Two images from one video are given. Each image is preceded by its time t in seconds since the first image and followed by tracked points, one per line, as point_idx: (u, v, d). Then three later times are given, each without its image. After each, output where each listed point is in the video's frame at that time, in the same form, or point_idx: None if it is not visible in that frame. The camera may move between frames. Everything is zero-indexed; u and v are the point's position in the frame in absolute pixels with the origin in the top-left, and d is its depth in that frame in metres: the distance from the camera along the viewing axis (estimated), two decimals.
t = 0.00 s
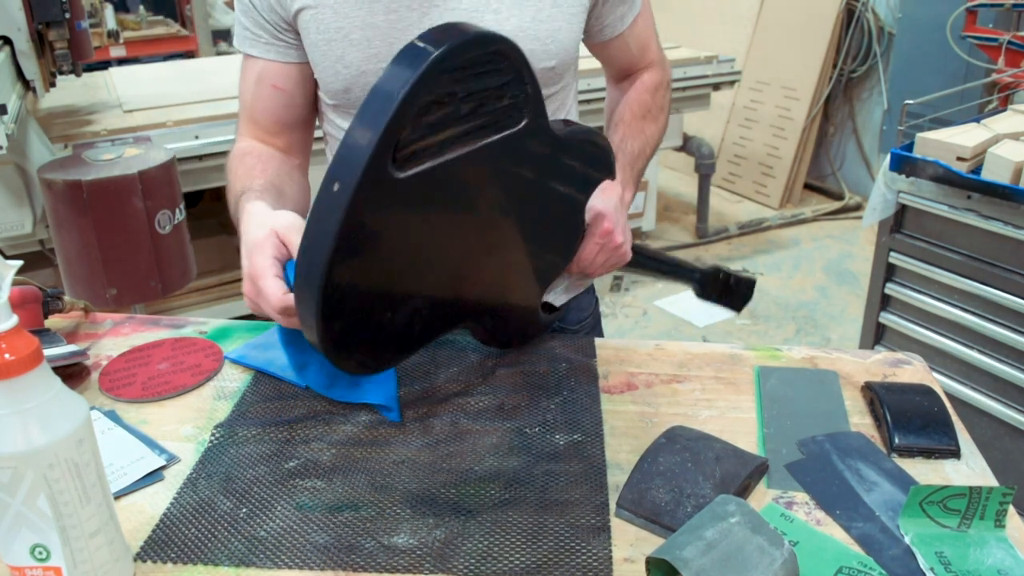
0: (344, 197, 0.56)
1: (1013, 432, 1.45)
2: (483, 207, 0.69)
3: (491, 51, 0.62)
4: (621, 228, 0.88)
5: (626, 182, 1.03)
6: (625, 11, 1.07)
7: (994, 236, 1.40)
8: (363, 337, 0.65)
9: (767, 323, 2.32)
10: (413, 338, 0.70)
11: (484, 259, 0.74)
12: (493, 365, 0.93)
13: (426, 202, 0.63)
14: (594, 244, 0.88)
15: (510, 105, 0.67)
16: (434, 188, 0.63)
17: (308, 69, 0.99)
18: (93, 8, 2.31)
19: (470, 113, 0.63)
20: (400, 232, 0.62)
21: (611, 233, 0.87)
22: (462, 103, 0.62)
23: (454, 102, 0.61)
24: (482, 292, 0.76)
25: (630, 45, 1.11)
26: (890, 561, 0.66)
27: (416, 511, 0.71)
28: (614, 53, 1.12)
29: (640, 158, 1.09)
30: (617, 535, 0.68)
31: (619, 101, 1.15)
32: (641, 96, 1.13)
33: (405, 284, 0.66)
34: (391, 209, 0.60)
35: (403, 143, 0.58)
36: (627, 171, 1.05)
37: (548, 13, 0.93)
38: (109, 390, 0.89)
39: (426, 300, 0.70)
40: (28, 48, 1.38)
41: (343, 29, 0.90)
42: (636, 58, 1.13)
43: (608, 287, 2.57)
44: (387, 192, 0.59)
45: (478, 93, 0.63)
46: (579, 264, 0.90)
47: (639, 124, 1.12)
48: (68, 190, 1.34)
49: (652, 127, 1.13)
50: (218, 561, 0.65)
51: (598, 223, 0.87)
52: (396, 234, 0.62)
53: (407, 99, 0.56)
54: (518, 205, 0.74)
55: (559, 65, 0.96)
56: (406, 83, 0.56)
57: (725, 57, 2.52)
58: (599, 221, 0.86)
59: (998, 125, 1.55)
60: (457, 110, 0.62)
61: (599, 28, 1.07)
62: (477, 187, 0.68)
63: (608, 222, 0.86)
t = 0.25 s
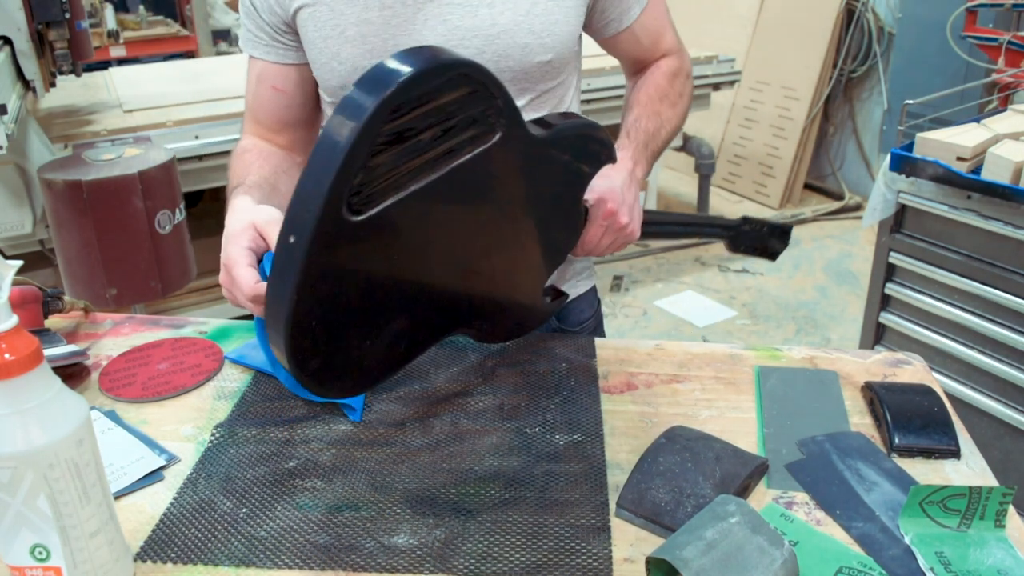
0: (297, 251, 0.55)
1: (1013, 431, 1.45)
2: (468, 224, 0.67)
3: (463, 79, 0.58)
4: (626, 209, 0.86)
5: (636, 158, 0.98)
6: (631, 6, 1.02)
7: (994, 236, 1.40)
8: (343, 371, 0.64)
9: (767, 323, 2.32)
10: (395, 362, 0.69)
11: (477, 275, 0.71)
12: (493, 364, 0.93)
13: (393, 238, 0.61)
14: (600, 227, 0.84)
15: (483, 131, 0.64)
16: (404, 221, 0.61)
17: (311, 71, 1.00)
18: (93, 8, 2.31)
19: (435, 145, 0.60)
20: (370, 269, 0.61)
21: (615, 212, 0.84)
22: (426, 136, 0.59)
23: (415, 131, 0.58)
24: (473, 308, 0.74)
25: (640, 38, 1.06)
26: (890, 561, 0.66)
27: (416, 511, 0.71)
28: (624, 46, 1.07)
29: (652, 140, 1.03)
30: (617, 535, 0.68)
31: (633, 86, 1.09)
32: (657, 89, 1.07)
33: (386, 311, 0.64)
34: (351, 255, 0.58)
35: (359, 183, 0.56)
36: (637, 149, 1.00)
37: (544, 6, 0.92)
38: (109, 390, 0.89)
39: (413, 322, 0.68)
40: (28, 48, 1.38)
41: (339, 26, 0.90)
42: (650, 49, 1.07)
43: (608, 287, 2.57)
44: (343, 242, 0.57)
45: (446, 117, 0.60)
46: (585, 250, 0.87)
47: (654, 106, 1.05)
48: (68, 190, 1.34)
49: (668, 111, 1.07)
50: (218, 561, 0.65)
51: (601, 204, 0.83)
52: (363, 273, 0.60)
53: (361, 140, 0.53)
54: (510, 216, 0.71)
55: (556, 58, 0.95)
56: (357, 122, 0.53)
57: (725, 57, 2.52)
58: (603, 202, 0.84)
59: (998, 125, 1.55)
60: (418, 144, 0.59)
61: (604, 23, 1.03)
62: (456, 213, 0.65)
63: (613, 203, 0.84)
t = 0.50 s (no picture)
0: (258, 302, 0.55)
1: (1013, 431, 1.45)
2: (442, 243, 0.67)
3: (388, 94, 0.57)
4: (622, 189, 0.85)
5: (632, 142, 0.96)
6: None
7: (994, 236, 1.40)
8: (347, 413, 0.64)
9: (767, 323, 2.32)
10: (396, 397, 0.69)
11: (458, 292, 0.72)
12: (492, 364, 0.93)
13: (358, 270, 0.61)
14: (596, 212, 0.84)
15: (427, 146, 0.63)
16: (365, 248, 0.61)
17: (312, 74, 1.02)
18: (93, 8, 2.31)
19: (377, 161, 0.60)
20: (348, 305, 0.61)
21: (610, 194, 0.84)
22: (365, 155, 0.59)
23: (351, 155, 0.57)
24: (459, 330, 0.75)
25: (644, 35, 1.03)
26: (890, 561, 0.66)
27: (416, 511, 0.71)
28: (628, 42, 1.04)
29: (654, 130, 1.00)
30: (617, 535, 0.68)
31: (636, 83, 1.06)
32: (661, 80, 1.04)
33: (376, 344, 0.65)
34: (315, 291, 0.58)
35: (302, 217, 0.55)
36: (635, 136, 0.97)
37: None
38: (109, 390, 0.89)
39: (404, 351, 0.69)
40: (28, 48, 1.38)
41: (339, 25, 0.91)
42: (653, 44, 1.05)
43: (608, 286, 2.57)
44: (310, 283, 0.57)
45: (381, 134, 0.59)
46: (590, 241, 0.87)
47: (657, 98, 1.02)
48: (68, 190, 1.35)
49: (672, 104, 1.04)
50: (218, 561, 0.65)
51: (593, 189, 0.83)
52: (337, 312, 0.60)
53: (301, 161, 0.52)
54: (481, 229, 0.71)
55: (556, 54, 0.94)
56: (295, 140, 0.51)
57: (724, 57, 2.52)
58: (596, 187, 0.83)
59: (998, 125, 1.55)
60: (358, 162, 0.58)
61: (605, 19, 1.01)
62: (420, 233, 0.65)
63: (606, 186, 0.84)
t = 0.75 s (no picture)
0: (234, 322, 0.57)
1: (1013, 432, 1.45)
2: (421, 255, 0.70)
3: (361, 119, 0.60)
4: (610, 207, 0.85)
5: (625, 158, 0.96)
6: (634, 6, 0.98)
7: (994, 236, 1.40)
8: (323, 426, 0.67)
9: (766, 323, 2.32)
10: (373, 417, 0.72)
11: (434, 307, 0.74)
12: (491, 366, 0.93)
13: (336, 290, 0.63)
14: (582, 229, 0.84)
15: (406, 168, 0.67)
16: (342, 268, 0.63)
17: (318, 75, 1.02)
18: (93, 8, 2.32)
19: (354, 183, 0.63)
20: (325, 321, 0.63)
21: (598, 212, 0.84)
22: (342, 176, 0.62)
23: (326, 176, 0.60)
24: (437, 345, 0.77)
25: (644, 44, 1.02)
26: (890, 561, 0.66)
27: (416, 511, 0.71)
28: (627, 50, 1.04)
29: (647, 145, 1.00)
30: (617, 535, 0.68)
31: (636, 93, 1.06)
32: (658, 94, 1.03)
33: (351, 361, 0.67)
34: (293, 310, 0.60)
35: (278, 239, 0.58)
36: (628, 152, 0.98)
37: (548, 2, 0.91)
38: (109, 390, 0.89)
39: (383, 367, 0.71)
40: (28, 48, 1.38)
41: (344, 24, 0.91)
42: (653, 54, 1.04)
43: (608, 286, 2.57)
44: (286, 303, 0.60)
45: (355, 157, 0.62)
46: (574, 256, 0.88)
47: (653, 112, 1.03)
48: (68, 190, 1.35)
49: (667, 118, 1.03)
50: (218, 561, 0.65)
51: (581, 207, 0.84)
52: (313, 329, 0.63)
53: (278, 182, 0.56)
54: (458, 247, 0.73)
55: (561, 54, 0.94)
56: (274, 161, 0.55)
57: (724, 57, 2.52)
58: (583, 205, 0.84)
59: (998, 125, 1.55)
60: (336, 184, 0.62)
61: (606, 23, 1.00)
62: (398, 250, 0.68)
63: (593, 204, 0.84)
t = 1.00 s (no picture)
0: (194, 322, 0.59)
1: (1013, 432, 1.45)
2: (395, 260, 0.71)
3: (329, 124, 0.61)
4: (601, 214, 0.85)
5: (622, 165, 0.95)
6: (640, 15, 0.99)
7: (993, 236, 1.40)
8: (293, 427, 0.68)
9: (767, 323, 2.32)
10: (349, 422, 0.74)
11: (411, 316, 0.75)
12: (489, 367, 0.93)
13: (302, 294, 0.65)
14: (572, 236, 0.85)
15: (377, 173, 0.67)
16: (307, 270, 0.65)
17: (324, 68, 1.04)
18: (93, 8, 2.32)
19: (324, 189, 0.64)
20: (292, 324, 0.65)
21: (587, 218, 0.84)
22: (311, 183, 0.63)
23: (291, 180, 0.61)
24: (415, 349, 0.77)
25: (650, 53, 1.03)
26: (890, 561, 0.66)
27: (416, 511, 0.71)
28: (631, 58, 1.04)
29: (648, 155, 0.99)
30: (617, 535, 0.68)
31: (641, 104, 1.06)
32: (661, 106, 1.03)
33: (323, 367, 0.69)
34: (257, 310, 0.62)
35: (239, 242, 0.59)
36: (627, 161, 0.96)
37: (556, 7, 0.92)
38: (109, 390, 0.89)
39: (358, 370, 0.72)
40: (29, 48, 1.38)
41: (355, 21, 0.92)
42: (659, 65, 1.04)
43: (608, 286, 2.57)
44: (247, 304, 0.61)
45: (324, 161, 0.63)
46: (568, 266, 0.88)
47: (656, 124, 1.02)
48: (68, 189, 1.34)
49: (670, 131, 1.03)
50: (218, 561, 0.65)
51: (570, 215, 0.85)
52: (281, 333, 0.64)
53: (238, 183, 0.56)
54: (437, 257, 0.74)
55: (567, 59, 0.94)
56: (234, 159, 0.55)
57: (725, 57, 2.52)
58: (572, 212, 0.85)
59: (998, 125, 1.55)
60: (304, 190, 0.62)
61: (611, 30, 1.00)
62: (368, 255, 0.68)
63: (581, 211, 0.85)
